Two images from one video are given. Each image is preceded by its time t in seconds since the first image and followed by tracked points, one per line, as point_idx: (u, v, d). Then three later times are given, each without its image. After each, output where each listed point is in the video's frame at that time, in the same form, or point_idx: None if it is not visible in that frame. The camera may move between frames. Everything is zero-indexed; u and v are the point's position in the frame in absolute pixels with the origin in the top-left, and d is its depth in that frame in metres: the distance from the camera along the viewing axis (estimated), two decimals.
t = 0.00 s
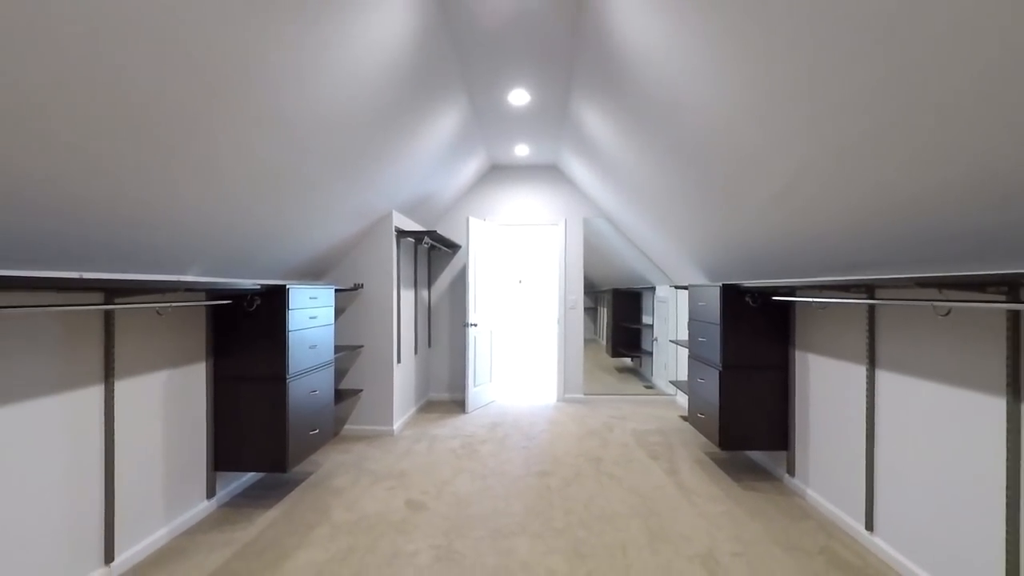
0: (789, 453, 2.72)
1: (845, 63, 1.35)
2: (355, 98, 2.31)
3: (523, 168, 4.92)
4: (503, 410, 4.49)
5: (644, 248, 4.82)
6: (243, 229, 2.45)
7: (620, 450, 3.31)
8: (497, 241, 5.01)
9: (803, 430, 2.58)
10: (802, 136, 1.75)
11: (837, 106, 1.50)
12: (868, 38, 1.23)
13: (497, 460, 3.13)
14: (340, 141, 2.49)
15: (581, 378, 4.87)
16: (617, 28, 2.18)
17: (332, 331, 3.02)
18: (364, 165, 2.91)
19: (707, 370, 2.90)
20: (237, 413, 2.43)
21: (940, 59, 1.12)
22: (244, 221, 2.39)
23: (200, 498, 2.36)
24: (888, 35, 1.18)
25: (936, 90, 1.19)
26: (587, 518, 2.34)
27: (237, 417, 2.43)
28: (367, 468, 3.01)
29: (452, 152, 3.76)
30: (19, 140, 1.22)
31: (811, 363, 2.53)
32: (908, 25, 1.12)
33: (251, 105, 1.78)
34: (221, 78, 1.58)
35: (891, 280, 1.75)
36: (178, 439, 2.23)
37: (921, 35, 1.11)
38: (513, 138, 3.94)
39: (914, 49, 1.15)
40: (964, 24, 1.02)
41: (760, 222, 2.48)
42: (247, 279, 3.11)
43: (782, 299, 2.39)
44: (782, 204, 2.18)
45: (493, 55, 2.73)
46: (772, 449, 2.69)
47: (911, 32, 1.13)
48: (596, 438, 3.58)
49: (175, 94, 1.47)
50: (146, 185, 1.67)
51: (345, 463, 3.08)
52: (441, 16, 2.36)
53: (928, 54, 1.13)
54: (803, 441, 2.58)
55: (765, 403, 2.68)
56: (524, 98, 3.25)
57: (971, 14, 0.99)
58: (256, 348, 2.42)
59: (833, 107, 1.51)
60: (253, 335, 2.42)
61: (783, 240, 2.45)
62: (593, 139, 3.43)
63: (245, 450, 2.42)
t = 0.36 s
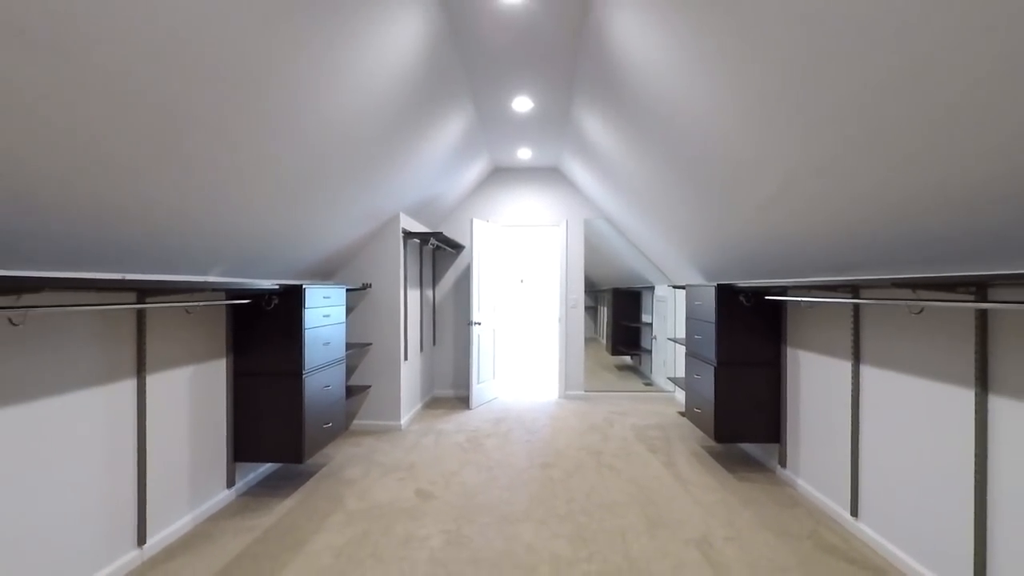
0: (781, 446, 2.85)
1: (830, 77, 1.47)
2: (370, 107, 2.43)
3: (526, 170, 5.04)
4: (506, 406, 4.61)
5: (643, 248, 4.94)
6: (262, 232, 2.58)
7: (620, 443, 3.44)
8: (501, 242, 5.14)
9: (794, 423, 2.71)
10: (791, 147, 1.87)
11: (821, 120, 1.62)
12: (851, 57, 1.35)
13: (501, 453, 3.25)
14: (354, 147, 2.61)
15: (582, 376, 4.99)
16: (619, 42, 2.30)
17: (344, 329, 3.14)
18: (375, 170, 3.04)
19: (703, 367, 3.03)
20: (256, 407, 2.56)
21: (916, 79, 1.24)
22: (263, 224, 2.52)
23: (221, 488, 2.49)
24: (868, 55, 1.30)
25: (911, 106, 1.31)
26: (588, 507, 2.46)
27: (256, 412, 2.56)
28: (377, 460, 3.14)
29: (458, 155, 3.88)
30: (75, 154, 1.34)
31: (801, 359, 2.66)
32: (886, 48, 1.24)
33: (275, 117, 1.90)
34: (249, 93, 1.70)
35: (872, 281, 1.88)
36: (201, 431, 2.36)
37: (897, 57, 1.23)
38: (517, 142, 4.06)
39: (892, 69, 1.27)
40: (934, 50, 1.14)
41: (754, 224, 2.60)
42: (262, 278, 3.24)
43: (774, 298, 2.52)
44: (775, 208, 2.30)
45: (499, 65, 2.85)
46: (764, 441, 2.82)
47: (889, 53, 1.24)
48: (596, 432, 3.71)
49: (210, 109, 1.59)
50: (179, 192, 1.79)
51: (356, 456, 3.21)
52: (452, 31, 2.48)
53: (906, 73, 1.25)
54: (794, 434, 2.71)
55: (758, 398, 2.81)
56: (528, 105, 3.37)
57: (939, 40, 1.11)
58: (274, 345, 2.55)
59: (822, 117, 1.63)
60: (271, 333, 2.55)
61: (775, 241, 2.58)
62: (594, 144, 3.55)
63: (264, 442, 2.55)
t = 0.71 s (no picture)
0: (771, 435, 2.99)
1: (809, 92, 1.61)
2: (380, 114, 2.57)
3: (527, 171, 5.18)
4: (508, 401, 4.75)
5: (642, 247, 5.08)
6: (278, 233, 2.71)
7: (619, 435, 3.58)
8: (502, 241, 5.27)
9: (783, 414, 2.85)
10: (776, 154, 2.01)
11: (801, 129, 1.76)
12: (833, 66, 1.49)
13: (504, 444, 3.39)
14: (364, 152, 2.75)
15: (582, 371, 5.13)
16: (616, 53, 2.43)
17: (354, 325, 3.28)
18: (383, 173, 3.17)
19: (697, 361, 3.17)
20: (273, 399, 2.71)
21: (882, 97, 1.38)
22: (280, 226, 2.65)
23: (240, 475, 2.63)
24: (847, 65, 1.44)
25: (885, 111, 1.45)
26: (588, 492, 2.60)
27: (273, 403, 2.70)
28: (386, 451, 3.28)
29: (462, 158, 4.02)
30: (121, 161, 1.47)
31: (790, 352, 2.80)
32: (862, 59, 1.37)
33: (294, 127, 2.04)
34: (273, 107, 1.83)
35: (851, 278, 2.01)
36: (221, 421, 2.49)
37: (872, 68, 1.37)
38: (518, 144, 4.20)
39: (867, 79, 1.41)
40: (903, 61, 1.28)
41: (745, 225, 2.74)
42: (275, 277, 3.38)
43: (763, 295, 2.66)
44: (763, 209, 2.44)
45: (502, 74, 2.98)
46: (755, 431, 2.96)
47: (863, 64, 1.38)
48: (595, 425, 3.85)
49: (238, 122, 1.73)
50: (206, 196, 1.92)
51: (365, 447, 3.35)
52: (459, 44, 2.61)
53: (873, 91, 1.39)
54: (783, 424, 2.85)
55: (749, 390, 2.95)
56: (529, 110, 3.51)
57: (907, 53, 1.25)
58: (290, 340, 2.69)
59: (804, 124, 1.76)
60: (287, 329, 2.69)
61: (765, 241, 2.72)
62: (593, 147, 3.69)
63: (280, 433, 2.69)
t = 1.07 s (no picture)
0: (757, 428, 3.11)
1: (776, 105, 1.73)
2: (380, 122, 2.69)
3: (523, 172, 5.30)
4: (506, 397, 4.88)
5: (636, 247, 5.20)
6: (282, 235, 2.84)
7: (611, 428, 3.71)
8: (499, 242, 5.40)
9: (767, 407, 2.97)
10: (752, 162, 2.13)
11: (773, 139, 1.88)
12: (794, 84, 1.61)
13: (501, 438, 3.52)
14: (365, 158, 2.87)
15: (577, 367, 5.25)
16: (604, 64, 2.55)
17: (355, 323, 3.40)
18: (384, 177, 3.29)
19: (686, 356, 3.30)
20: (278, 393, 2.83)
21: (839, 111, 1.50)
22: (285, 228, 2.78)
23: (248, 466, 2.75)
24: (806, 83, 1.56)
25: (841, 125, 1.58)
26: (580, 481, 2.73)
27: (279, 398, 2.83)
28: (387, 444, 3.40)
29: (459, 161, 4.14)
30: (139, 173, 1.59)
31: (773, 348, 2.92)
32: (818, 83, 1.49)
33: (298, 135, 2.16)
34: (278, 116, 1.96)
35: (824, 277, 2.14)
36: (230, 414, 2.62)
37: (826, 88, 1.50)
38: (514, 147, 4.32)
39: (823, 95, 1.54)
40: (852, 88, 1.40)
41: (729, 226, 2.86)
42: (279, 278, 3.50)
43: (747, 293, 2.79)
44: (745, 212, 2.57)
45: (497, 82, 3.11)
46: (741, 424, 3.08)
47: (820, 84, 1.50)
48: (589, 419, 3.98)
49: (246, 131, 1.85)
50: (215, 201, 2.05)
51: (367, 440, 3.48)
52: (454, 55, 2.74)
53: (831, 106, 1.51)
54: (767, 417, 2.97)
55: (735, 384, 3.08)
56: (524, 115, 3.63)
57: (855, 80, 1.37)
58: (294, 337, 2.82)
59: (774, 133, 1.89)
60: (291, 327, 2.82)
61: (748, 241, 2.85)
62: (586, 150, 3.81)
63: (286, 426, 2.82)
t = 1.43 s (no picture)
0: (744, 420, 3.23)
1: (751, 115, 1.85)
2: (381, 127, 2.80)
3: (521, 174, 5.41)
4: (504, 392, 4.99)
5: (631, 246, 5.32)
6: (287, 236, 2.96)
7: (605, 422, 3.83)
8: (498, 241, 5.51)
9: (754, 400, 3.09)
10: (733, 166, 2.25)
11: (750, 146, 2.00)
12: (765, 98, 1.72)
13: (497, 431, 3.64)
14: (366, 161, 2.99)
15: (574, 364, 5.37)
16: (594, 72, 2.67)
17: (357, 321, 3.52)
18: (384, 179, 3.41)
19: (677, 352, 3.41)
20: (284, 387, 2.95)
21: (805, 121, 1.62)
22: (289, 229, 2.89)
23: (254, 457, 2.87)
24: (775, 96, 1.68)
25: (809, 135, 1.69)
26: (572, 471, 2.85)
27: (285, 391, 2.95)
28: (388, 437, 3.52)
29: (457, 163, 4.26)
30: (153, 177, 1.71)
31: (760, 344, 3.03)
32: (784, 98, 1.60)
33: (302, 140, 2.28)
34: (283, 123, 2.07)
35: (802, 274, 2.25)
36: (237, 407, 2.73)
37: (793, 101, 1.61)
38: (511, 149, 4.43)
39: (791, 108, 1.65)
40: (812, 105, 1.51)
41: (716, 227, 2.98)
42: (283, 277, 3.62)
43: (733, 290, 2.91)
44: (729, 214, 2.68)
45: (493, 89, 3.22)
46: (729, 417, 3.20)
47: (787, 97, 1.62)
48: (584, 414, 4.10)
49: (253, 137, 1.97)
50: (224, 203, 2.17)
51: (368, 433, 3.60)
52: (452, 63, 2.85)
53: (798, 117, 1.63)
54: (754, 410, 3.09)
55: (724, 379, 3.20)
56: (520, 118, 3.74)
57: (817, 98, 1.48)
58: (298, 333, 2.94)
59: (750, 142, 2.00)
60: (296, 323, 2.93)
61: (733, 241, 2.96)
62: (581, 152, 3.92)
63: (291, 418, 2.94)
